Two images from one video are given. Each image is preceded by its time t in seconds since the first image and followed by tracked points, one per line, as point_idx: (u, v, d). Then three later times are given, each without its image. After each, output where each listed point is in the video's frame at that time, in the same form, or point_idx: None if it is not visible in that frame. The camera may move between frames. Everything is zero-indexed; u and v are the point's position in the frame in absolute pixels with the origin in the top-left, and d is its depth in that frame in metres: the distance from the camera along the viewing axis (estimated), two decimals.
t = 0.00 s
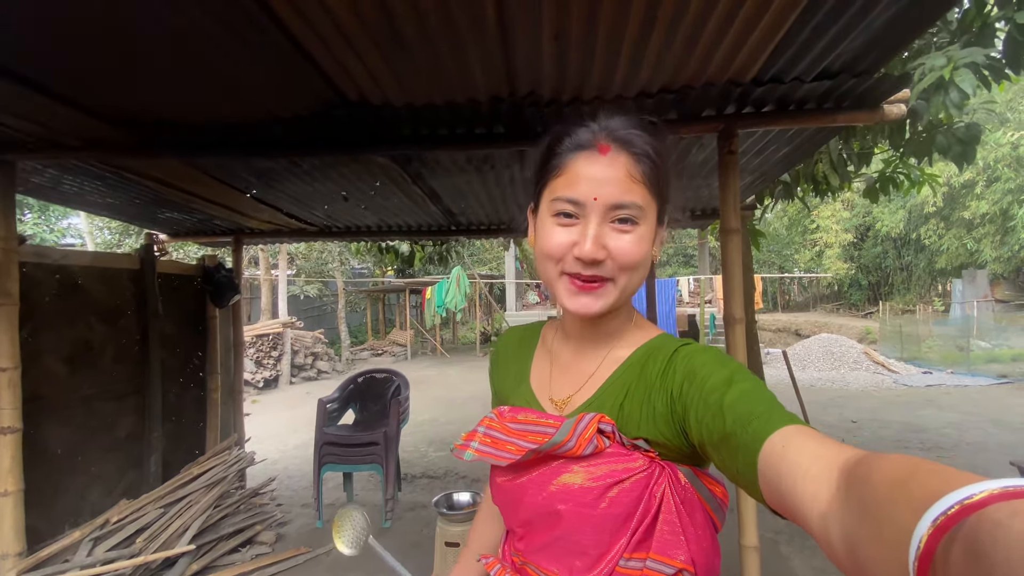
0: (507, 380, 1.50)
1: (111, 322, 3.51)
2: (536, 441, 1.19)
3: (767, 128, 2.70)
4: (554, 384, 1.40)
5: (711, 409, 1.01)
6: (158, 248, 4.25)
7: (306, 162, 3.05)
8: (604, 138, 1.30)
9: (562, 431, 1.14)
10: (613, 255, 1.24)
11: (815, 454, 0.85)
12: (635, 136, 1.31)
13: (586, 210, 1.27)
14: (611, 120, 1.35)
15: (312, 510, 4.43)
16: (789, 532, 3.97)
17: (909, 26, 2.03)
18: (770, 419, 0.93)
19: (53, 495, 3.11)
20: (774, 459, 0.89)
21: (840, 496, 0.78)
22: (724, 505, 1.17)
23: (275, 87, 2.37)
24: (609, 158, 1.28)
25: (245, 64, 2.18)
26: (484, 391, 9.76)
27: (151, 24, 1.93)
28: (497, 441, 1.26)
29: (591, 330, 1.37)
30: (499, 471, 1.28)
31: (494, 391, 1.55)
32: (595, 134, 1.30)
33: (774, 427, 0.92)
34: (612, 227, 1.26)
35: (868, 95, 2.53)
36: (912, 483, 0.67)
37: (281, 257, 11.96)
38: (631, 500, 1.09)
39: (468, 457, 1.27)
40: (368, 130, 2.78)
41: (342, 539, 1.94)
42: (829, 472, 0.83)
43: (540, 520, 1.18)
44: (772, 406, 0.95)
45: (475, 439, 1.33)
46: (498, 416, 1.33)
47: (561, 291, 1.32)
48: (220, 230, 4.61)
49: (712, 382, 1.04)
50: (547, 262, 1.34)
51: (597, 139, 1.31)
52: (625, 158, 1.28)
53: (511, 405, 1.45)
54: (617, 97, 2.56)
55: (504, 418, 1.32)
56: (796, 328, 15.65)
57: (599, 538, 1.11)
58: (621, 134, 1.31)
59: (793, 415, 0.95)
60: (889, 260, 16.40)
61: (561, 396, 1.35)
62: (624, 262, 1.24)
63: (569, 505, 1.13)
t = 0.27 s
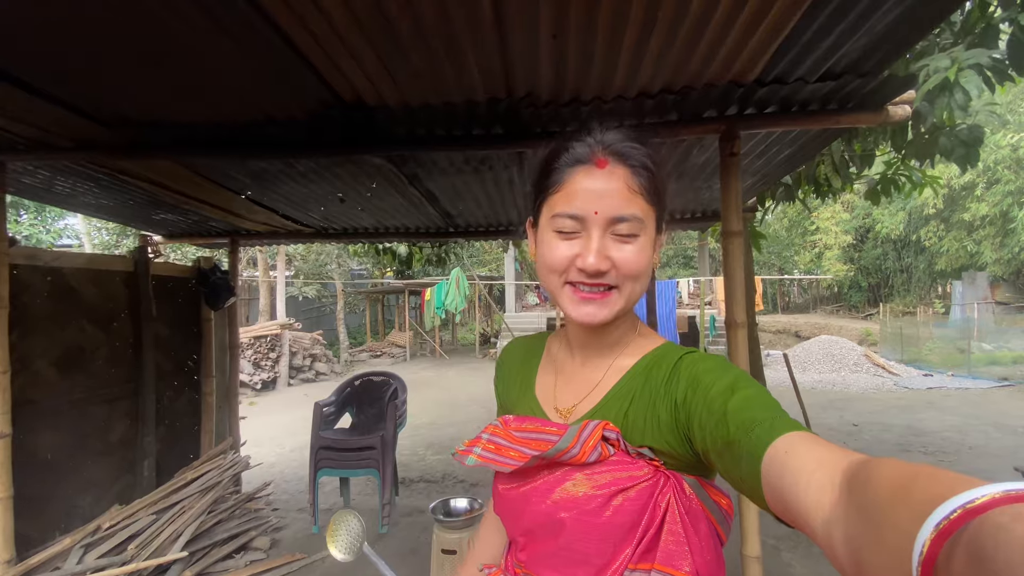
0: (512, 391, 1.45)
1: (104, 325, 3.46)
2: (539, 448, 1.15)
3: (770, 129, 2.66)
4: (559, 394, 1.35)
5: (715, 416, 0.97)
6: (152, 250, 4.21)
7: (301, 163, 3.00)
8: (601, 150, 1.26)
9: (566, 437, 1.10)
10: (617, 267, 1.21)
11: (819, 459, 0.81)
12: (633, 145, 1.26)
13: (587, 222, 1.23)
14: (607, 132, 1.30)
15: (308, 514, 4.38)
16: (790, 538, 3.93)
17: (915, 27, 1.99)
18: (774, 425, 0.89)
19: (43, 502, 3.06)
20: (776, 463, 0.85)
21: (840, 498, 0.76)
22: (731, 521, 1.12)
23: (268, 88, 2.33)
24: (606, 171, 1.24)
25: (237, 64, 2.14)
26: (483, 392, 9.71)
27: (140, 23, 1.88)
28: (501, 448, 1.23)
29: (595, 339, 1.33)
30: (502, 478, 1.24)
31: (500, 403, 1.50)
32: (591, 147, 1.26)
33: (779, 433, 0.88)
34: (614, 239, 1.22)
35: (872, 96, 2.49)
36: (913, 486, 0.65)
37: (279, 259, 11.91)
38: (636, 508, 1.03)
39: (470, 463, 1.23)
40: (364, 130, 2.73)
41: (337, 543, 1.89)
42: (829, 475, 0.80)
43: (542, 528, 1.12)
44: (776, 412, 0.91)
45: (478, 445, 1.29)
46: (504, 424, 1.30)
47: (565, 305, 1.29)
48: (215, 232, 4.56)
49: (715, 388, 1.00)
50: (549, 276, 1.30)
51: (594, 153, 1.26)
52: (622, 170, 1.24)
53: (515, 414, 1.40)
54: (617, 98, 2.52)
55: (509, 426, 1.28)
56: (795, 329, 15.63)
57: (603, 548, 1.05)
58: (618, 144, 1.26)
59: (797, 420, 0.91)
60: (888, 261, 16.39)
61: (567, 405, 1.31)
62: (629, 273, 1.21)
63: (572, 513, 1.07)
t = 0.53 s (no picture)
0: (514, 382, 1.41)
1: (97, 325, 3.42)
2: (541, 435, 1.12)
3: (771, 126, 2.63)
4: (562, 383, 1.32)
5: (715, 401, 0.95)
6: (147, 250, 4.17)
7: (297, 162, 2.97)
8: (604, 142, 1.23)
9: (568, 421, 1.07)
10: (623, 256, 1.17)
11: (816, 440, 0.79)
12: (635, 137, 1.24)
13: (592, 213, 1.20)
14: (610, 125, 1.27)
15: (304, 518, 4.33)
16: (792, 542, 3.88)
17: (918, 21, 1.96)
18: (773, 408, 0.87)
19: (33, 506, 3.00)
20: (772, 446, 0.83)
21: (837, 479, 0.73)
22: (733, 507, 1.09)
23: (263, 84, 2.30)
24: (609, 162, 1.21)
25: (232, 59, 2.12)
26: (482, 396, 9.65)
27: (132, 17, 1.85)
28: (505, 437, 1.18)
29: (598, 330, 1.30)
30: (506, 467, 1.20)
31: (503, 396, 1.46)
32: (594, 139, 1.23)
33: (776, 415, 0.86)
34: (618, 229, 1.19)
35: (874, 93, 2.47)
36: (906, 465, 0.62)
37: (277, 262, 11.86)
38: (638, 492, 1.01)
39: (474, 453, 1.20)
40: (360, 128, 2.71)
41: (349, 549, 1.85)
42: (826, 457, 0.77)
43: (543, 514, 1.09)
44: (775, 396, 0.89)
45: (482, 436, 1.24)
46: (508, 414, 1.25)
47: (571, 298, 1.25)
48: (212, 232, 4.53)
49: (715, 374, 0.98)
50: (554, 269, 1.27)
51: (597, 146, 1.23)
52: (625, 161, 1.21)
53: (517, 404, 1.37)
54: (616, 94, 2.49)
55: (513, 415, 1.24)
56: (794, 334, 15.61)
57: (603, 532, 1.02)
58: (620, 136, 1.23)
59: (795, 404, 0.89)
60: (887, 265, 16.40)
61: (569, 394, 1.28)
62: (635, 262, 1.18)
63: (574, 497, 1.04)
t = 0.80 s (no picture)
0: (508, 386, 1.38)
1: (91, 327, 3.38)
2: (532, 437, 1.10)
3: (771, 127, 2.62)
4: (556, 383, 1.29)
5: (708, 407, 0.92)
6: (142, 251, 4.13)
7: (292, 162, 2.94)
8: (599, 143, 1.23)
9: (560, 423, 1.05)
10: (598, 252, 1.16)
11: (809, 446, 0.79)
12: (631, 139, 1.22)
13: (576, 208, 1.20)
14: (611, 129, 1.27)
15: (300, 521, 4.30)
16: (791, 544, 3.87)
17: (920, 21, 1.94)
18: (767, 413, 0.85)
19: (25, 510, 2.97)
20: (765, 452, 0.81)
21: (829, 486, 0.73)
22: (725, 513, 1.06)
23: (258, 83, 2.28)
24: (600, 160, 1.21)
25: (225, 58, 2.09)
26: (480, 397, 9.61)
27: (125, 15, 1.83)
28: (499, 440, 1.14)
29: (591, 330, 1.27)
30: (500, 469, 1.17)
31: (497, 398, 1.43)
32: (591, 141, 1.23)
33: (769, 423, 0.84)
34: (599, 225, 1.18)
35: (874, 93, 2.45)
36: (899, 472, 0.64)
37: (274, 262, 11.80)
38: (629, 495, 0.99)
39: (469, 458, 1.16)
40: (356, 127, 2.68)
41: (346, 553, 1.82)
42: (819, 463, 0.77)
43: (535, 518, 1.07)
44: (770, 402, 0.86)
45: (477, 440, 1.20)
46: (501, 416, 1.21)
47: (554, 291, 1.25)
48: (207, 233, 4.49)
49: (709, 379, 0.95)
50: (541, 262, 1.28)
51: (593, 146, 1.23)
52: (615, 160, 1.20)
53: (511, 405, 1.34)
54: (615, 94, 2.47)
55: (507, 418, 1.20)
56: (792, 334, 15.60)
57: (595, 535, 1.00)
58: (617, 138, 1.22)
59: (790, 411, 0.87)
60: (884, 266, 16.41)
61: (562, 395, 1.25)
62: (611, 260, 1.16)
63: (566, 500, 1.02)
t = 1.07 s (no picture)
0: (504, 393, 1.37)
1: (85, 329, 3.35)
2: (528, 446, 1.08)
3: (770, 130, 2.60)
4: (552, 389, 1.27)
5: (704, 417, 0.91)
6: (137, 252, 4.10)
7: (288, 164, 2.92)
8: (594, 158, 1.22)
9: (556, 432, 1.04)
10: (587, 263, 1.15)
11: (804, 459, 0.77)
12: (625, 153, 1.20)
13: (569, 220, 1.20)
14: (608, 143, 1.26)
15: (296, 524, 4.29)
16: (790, 548, 3.86)
17: (920, 25, 1.93)
18: (763, 424, 0.83)
19: (18, 514, 2.94)
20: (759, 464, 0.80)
21: (824, 499, 0.72)
22: (721, 525, 1.05)
23: (253, 84, 2.25)
24: (595, 174, 1.20)
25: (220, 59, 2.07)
26: (479, 398, 9.60)
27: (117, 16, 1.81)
28: (494, 449, 1.14)
29: (588, 336, 1.26)
30: (496, 478, 1.16)
31: (493, 405, 1.42)
32: (586, 157, 1.23)
33: (766, 434, 0.82)
34: (590, 237, 1.17)
35: (874, 97, 2.44)
36: (895, 488, 0.64)
37: (272, 263, 11.77)
38: (625, 506, 0.97)
39: (464, 466, 1.16)
40: (352, 129, 2.66)
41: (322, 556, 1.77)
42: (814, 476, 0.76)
43: (530, 528, 1.05)
44: (768, 414, 0.85)
45: (472, 448, 1.19)
46: (497, 425, 1.20)
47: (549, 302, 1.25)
48: (203, 234, 4.47)
49: (705, 388, 0.94)
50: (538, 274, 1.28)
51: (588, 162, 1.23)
52: (610, 173, 1.19)
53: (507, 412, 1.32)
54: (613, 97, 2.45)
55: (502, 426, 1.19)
56: (790, 335, 15.61)
57: (590, 546, 0.98)
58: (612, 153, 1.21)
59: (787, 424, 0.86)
60: (882, 266, 16.44)
61: (559, 402, 1.23)
62: (601, 271, 1.15)
63: (561, 510, 1.01)
